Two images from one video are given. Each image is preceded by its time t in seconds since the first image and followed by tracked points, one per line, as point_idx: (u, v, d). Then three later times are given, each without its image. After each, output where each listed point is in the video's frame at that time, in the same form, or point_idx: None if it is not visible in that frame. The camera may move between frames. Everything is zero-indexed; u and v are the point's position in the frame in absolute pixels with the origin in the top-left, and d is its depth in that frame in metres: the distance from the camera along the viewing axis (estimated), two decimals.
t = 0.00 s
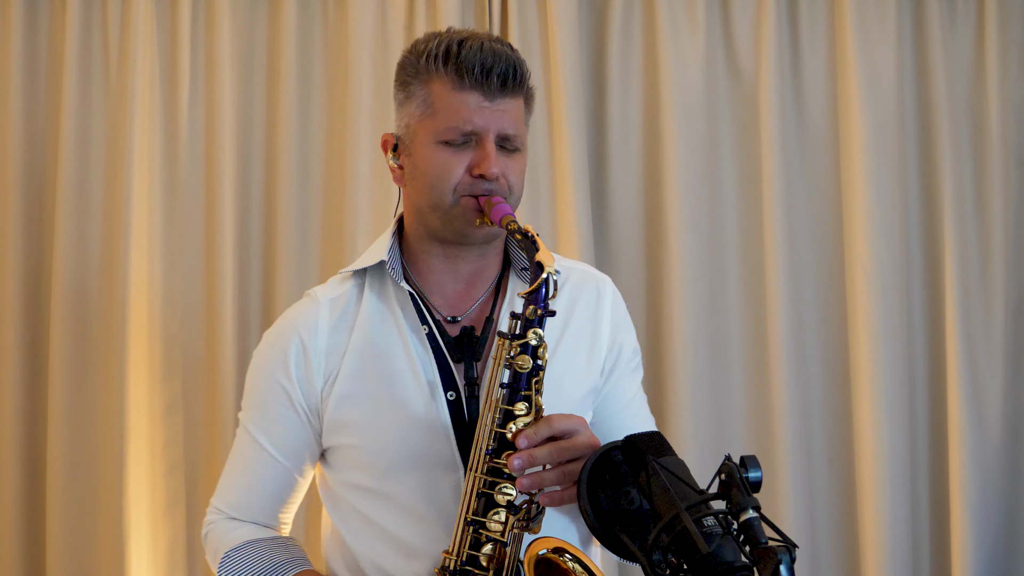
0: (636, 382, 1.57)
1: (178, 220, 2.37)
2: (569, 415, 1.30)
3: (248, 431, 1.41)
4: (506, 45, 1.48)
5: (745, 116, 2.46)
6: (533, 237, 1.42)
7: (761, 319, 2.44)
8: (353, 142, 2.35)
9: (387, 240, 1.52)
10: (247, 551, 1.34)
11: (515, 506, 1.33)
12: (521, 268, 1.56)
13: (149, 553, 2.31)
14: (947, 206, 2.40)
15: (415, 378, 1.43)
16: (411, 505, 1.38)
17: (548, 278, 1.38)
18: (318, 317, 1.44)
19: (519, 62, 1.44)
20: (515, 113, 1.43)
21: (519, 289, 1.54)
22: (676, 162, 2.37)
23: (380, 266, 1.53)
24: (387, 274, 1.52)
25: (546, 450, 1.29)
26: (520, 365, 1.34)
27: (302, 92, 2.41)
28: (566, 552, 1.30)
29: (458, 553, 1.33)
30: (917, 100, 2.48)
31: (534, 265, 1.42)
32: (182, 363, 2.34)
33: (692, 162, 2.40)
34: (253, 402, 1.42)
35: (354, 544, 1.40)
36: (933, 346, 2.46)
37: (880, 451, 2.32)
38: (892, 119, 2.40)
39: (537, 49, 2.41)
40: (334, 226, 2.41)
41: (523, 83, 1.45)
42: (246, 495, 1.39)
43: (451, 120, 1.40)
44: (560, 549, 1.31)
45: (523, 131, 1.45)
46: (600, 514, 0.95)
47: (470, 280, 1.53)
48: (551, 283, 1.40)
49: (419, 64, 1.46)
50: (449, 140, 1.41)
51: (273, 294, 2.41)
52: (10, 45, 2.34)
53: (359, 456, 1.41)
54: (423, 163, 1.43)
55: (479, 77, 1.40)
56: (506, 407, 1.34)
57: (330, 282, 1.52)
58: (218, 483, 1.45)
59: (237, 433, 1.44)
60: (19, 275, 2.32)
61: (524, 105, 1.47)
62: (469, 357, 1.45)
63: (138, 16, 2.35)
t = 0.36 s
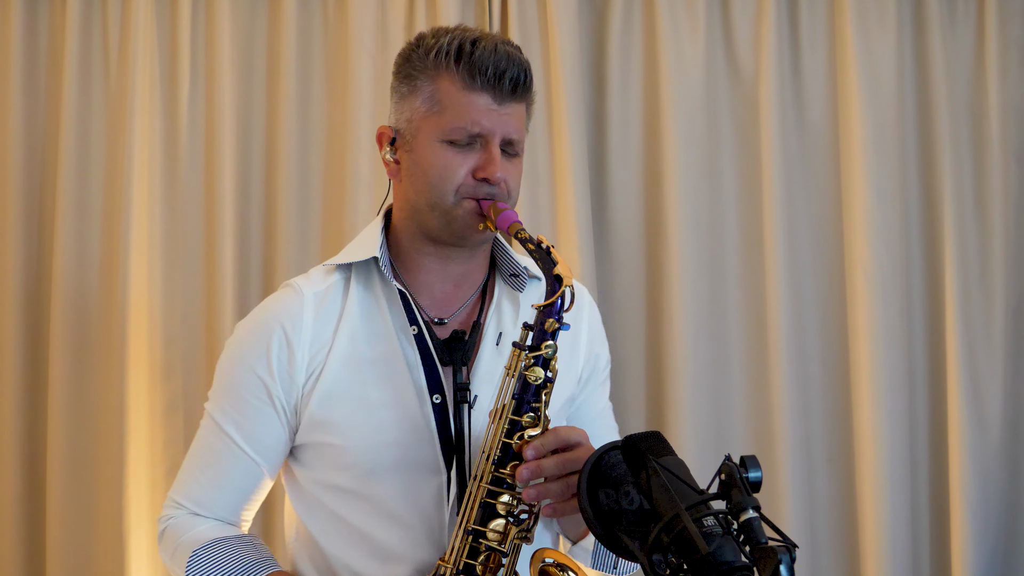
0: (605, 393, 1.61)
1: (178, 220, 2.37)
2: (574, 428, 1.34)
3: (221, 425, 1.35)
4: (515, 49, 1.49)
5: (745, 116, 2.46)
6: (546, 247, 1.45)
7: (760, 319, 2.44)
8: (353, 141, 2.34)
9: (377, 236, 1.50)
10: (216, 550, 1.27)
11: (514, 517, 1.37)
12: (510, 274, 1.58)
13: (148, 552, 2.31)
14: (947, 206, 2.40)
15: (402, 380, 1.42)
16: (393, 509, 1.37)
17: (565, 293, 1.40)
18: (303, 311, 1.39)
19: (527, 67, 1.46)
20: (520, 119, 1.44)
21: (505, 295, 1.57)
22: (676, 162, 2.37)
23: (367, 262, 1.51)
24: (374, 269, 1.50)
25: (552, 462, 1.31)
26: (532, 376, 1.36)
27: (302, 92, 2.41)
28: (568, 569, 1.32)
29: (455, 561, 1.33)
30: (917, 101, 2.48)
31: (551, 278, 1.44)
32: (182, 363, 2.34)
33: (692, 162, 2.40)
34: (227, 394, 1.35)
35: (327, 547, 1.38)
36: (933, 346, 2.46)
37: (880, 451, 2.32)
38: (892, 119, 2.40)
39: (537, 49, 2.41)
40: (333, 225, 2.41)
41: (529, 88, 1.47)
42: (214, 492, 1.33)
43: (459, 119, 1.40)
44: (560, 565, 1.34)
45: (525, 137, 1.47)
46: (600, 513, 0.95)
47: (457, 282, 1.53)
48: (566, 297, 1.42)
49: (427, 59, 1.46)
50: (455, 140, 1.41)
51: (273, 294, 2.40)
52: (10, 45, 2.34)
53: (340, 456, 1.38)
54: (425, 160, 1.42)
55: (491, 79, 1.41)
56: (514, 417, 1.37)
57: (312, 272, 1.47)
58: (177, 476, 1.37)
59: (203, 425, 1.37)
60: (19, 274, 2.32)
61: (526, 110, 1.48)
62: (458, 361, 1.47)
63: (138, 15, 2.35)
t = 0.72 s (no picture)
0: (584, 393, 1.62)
1: (179, 220, 2.37)
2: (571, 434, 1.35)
3: (203, 427, 1.32)
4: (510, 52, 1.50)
5: (745, 116, 2.46)
6: (545, 251, 1.45)
7: (760, 319, 2.44)
8: (353, 141, 2.34)
9: (365, 238, 1.50)
10: (202, 555, 1.24)
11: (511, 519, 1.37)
12: (496, 277, 1.59)
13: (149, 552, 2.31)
14: (946, 206, 2.40)
15: (391, 382, 1.43)
16: (381, 512, 1.38)
17: (565, 298, 1.40)
18: (291, 311, 1.39)
19: (522, 71, 1.47)
20: (514, 122, 1.45)
21: (492, 296, 1.58)
22: (676, 162, 2.37)
23: (354, 263, 1.51)
24: (362, 269, 1.51)
25: (554, 468, 1.32)
26: (533, 381, 1.37)
27: (302, 93, 2.41)
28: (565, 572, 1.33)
29: (453, 565, 1.33)
30: (917, 101, 2.48)
31: (551, 282, 1.43)
32: (182, 363, 2.34)
33: (691, 163, 2.40)
34: (210, 395, 1.33)
35: (312, 550, 1.38)
36: (933, 346, 2.46)
37: (880, 451, 2.32)
38: (892, 119, 2.40)
39: (537, 49, 2.41)
40: (333, 225, 2.41)
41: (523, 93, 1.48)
42: (195, 494, 1.30)
43: (455, 120, 1.41)
44: (558, 569, 1.34)
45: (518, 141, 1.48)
46: (600, 514, 0.94)
47: (445, 284, 1.53)
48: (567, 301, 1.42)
49: (423, 58, 1.46)
50: (450, 141, 1.41)
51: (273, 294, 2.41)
52: (10, 45, 2.34)
53: (327, 459, 1.37)
54: (419, 160, 1.43)
55: (488, 81, 1.41)
56: (514, 420, 1.36)
57: (296, 272, 1.46)
58: (153, 479, 1.34)
59: (183, 427, 1.34)
60: (19, 274, 2.32)
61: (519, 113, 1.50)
62: (448, 363, 1.47)
63: (138, 15, 2.35)
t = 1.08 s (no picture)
0: (592, 385, 1.61)
1: (179, 220, 2.37)
2: (562, 421, 1.33)
3: (206, 435, 1.34)
4: (492, 45, 1.49)
5: (745, 116, 2.46)
6: (531, 244, 1.43)
7: (760, 319, 2.44)
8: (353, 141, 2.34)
9: (358, 240, 1.50)
10: (210, 561, 1.25)
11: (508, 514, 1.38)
12: (493, 272, 1.58)
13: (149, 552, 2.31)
14: (946, 206, 2.40)
15: (389, 382, 1.42)
16: (385, 513, 1.38)
17: (552, 289, 1.38)
18: (287, 318, 1.39)
19: (505, 63, 1.46)
20: (499, 116, 1.45)
21: (489, 292, 1.57)
22: (675, 162, 2.37)
23: (347, 266, 1.50)
24: (355, 273, 1.50)
25: (545, 458, 1.31)
26: (522, 373, 1.35)
27: (302, 93, 2.41)
28: (565, 564, 1.33)
29: (452, 563, 1.33)
30: (917, 101, 2.48)
31: (537, 274, 1.42)
32: (182, 363, 2.34)
33: (691, 162, 2.40)
34: (212, 406, 1.35)
35: (320, 552, 1.38)
36: (933, 346, 2.46)
37: (880, 451, 2.32)
38: (892, 119, 2.40)
39: (537, 49, 2.41)
40: (333, 226, 2.40)
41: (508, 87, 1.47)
42: (202, 503, 1.31)
43: (439, 118, 1.40)
44: (557, 559, 1.35)
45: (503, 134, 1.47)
46: (600, 514, 0.95)
47: (441, 282, 1.53)
48: (554, 292, 1.39)
49: (404, 58, 1.46)
50: (435, 139, 1.41)
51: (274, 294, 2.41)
52: (10, 45, 2.34)
53: (330, 463, 1.38)
54: (405, 160, 1.43)
55: (470, 76, 1.41)
56: (505, 415, 1.35)
57: (293, 279, 1.47)
58: (163, 489, 1.35)
59: (188, 438, 1.36)
60: (19, 274, 2.32)
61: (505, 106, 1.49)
62: (446, 360, 1.46)
63: (138, 16, 2.35)
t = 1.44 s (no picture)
0: (616, 374, 1.57)
1: (179, 220, 2.37)
2: (561, 413, 1.28)
3: (227, 440, 1.38)
4: (487, 40, 1.47)
5: (745, 115, 2.46)
6: (522, 239, 1.39)
7: (760, 318, 2.43)
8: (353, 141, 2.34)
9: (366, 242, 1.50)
10: (231, 562, 1.28)
11: (510, 511, 1.34)
12: (504, 267, 1.55)
13: (148, 552, 2.31)
14: (946, 206, 2.40)
15: (400, 381, 1.41)
16: (401, 511, 1.38)
17: (541, 281, 1.34)
18: (298, 322, 1.41)
19: (499, 58, 1.44)
20: (497, 110, 1.42)
21: (501, 289, 1.54)
22: (675, 162, 2.37)
23: (359, 269, 1.51)
24: (366, 276, 1.50)
25: (541, 454, 1.28)
26: (514, 369, 1.32)
27: (302, 93, 2.41)
28: (566, 557, 1.29)
29: (454, 561, 1.32)
30: (917, 101, 2.48)
31: (527, 268, 1.37)
32: (182, 363, 2.34)
33: (691, 162, 2.39)
34: (232, 411, 1.39)
35: (341, 551, 1.40)
36: (933, 346, 2.46)
37: (880, 451, 2.32)
38: (892, 118, 2.40)
39: (537, 49, 2.41)
40: (333, 226, 2.40)
41: (504, 81, 1.45)
42: (227, 506, 1.36)
43: (433, 117, 1.39)
44: (560, 555, 1.30)
45: (504, 129, 1.45)
46: (600, 514, 0.95)
47: (451, 280, 1.52)
48: (545, 285, 1.36)
49: (397, 59, 1.45)
50: (431, 138, 1.40)
51: (273, 294, 2.40)
52: (10, 45, 2.34)
53: (346, 463, 1.39)
54: (403, 160, 1.42)
55: (461, 73, 1.39)
56: (501, 412, 1.33)
57: (307, 284, 1.49)
58: (193, 494, 1.41)
59: (214, 443, 1.40)
60: (19, 275, 2.32)
61: (504, 101, 1.46)
62: (456, 358, 1.45)
63: (138, 16, 2.35)
